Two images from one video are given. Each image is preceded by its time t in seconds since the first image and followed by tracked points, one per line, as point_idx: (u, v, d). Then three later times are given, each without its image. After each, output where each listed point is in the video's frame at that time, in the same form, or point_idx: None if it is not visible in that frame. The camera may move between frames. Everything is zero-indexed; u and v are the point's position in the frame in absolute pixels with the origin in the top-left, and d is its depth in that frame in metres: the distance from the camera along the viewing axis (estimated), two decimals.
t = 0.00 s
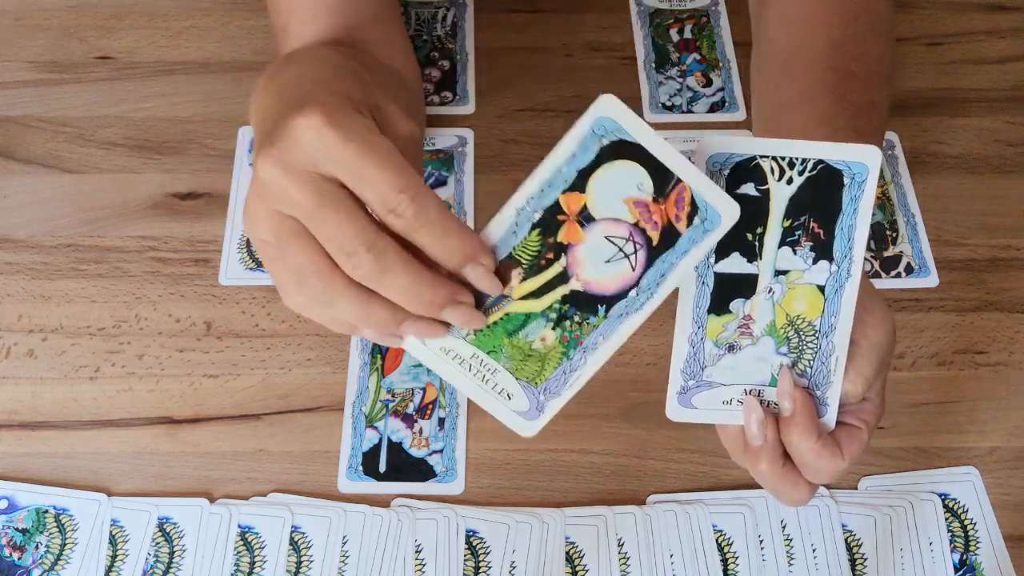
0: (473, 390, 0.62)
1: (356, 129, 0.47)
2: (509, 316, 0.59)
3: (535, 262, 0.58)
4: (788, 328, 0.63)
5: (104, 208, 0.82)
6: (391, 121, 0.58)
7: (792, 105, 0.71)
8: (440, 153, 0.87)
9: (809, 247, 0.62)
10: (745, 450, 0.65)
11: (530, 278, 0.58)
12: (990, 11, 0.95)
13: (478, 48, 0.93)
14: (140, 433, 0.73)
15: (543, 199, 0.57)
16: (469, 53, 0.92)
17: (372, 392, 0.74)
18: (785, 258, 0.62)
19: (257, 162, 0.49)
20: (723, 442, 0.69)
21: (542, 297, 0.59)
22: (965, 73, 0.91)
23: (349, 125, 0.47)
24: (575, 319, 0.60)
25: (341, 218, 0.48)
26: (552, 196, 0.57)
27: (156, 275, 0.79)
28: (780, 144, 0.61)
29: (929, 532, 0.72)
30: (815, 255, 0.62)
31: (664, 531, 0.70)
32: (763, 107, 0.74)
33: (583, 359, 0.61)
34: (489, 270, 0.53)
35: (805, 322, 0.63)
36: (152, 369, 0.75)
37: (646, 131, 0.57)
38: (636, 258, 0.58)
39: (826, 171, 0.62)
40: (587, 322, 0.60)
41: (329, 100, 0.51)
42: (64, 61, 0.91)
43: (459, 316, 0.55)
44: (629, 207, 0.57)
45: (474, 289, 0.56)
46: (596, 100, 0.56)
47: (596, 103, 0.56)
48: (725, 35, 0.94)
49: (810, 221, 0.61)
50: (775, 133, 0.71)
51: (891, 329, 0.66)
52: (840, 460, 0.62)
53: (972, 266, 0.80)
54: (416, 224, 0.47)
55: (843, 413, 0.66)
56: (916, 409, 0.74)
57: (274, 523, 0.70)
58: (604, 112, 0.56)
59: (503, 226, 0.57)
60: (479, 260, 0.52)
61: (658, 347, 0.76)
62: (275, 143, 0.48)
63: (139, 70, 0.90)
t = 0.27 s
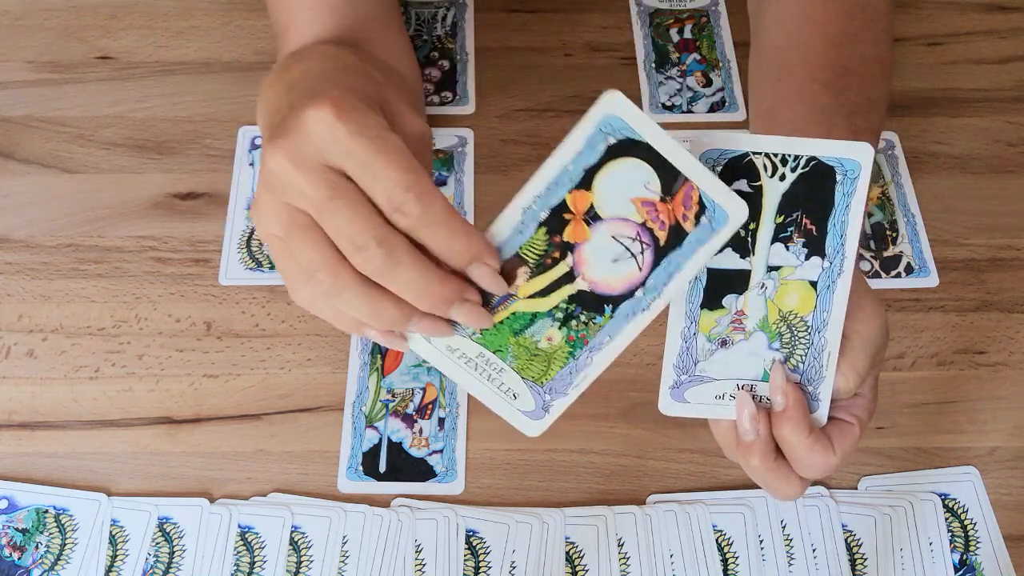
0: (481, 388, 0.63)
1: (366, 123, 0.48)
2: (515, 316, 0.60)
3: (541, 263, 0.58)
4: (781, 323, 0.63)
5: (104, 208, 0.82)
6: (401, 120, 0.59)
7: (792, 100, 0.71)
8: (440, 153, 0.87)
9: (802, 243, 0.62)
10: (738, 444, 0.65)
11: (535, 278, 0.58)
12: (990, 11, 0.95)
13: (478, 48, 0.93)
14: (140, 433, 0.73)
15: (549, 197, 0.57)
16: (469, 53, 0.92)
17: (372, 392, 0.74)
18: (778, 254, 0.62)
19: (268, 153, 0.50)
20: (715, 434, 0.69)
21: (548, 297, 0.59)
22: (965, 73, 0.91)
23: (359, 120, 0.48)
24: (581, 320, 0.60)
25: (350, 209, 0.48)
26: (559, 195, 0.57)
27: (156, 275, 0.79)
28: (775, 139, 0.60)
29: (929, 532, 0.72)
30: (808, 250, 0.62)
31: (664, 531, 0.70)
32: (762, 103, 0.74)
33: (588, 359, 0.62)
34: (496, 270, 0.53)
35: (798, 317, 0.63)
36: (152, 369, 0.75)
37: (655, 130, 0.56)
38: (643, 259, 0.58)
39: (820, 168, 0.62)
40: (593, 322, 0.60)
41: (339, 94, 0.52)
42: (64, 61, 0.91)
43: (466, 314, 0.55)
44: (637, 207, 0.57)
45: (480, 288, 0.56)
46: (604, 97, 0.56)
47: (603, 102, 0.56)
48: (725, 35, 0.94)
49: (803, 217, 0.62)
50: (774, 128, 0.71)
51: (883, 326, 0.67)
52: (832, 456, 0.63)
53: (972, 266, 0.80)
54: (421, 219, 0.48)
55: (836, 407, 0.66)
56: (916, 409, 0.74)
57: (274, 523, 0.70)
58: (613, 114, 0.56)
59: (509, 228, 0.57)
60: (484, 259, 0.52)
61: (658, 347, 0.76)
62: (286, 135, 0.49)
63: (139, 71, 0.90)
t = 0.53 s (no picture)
0: (509, 394, 0.63)
1: (366, 152, 0.47)
2: (523, 322, 0.60)
3: (535, 266, 0.58)
4: (782, 322, 0.63)
5: (104, 208, 0.82)
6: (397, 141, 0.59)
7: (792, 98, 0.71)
8: (440, 153, 0.87)
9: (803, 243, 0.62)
10: (741, 444, 0.65)
11: (533, 282, 0.59)
12: (990, 11, 0.95)
13: (478, 48, 0.93)
14: (140, 433, 0.73)
15: (528, 203, 0.57)
16: (469, 53, 0.92)
17: (372, 392, 0.74)
18: (779, 253, 0.62)
19: (268, 182, 0.48)
20: (718, 435, 0.69)
21: (549, 296, 0.59)
22: (965, 73, 0.91)
23: (359, 150, 0.47)
24: (588, 308, 0.60)
25: (353, 240, 0.48)
26: (536, 199, 0.57)
27: (156, 275, 0.79)
28: (775, 139, 0.60)
29: (929, 532, 0.72)
30: (809, 250, 0.62)
31: (664, 531, 0.70)
32: (762, 102, 0.74)
33: (605, 345, 0.61)
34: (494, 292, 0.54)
35: (799, 317, 0.63)
36: (152, 369, 0.75)
37: (614, 118, 0.55)
38: (633, 237, 0.58)
39: (821, 167, 0.61)
40: (601, 308, 0.60)
41: (343, 121, 0.51)
42: (64, 61, 0.91)
43: (467, 338, 0.57)
44: (614, 191, 0.57)
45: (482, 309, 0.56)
46: (556, 98, 0.56)
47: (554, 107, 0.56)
48: (725, 35, 0.94)
49: (804, 217, 0.61)
50: (774, 127, 0.71)
51: (885, 325, 0.67)
52: (834, 454, 0.63)
53: (972, 266, 0.80)
54: (421, 250, 0.49)
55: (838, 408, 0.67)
56: (916, 409, 0.74)
57: (274, 523, 0.70)
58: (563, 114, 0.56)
59: (497, 241, 0.58)
60: (483, 283, 0.53)
61: (658, 347, 0.76)
62: (286, 164, 0.48)
63: (138, 70, 0.90)
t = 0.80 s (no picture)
0: (505, 390, 0.62)
1: (366, 142, 0.49)
2: (519, 316, 0.60)
3: (530, 258, 0.58)
4: (777, 321, 0.63)
5: (104, 208, 0.82)
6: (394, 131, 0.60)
7: (791, 97, 0.71)
8: (440, 153, 0.87)
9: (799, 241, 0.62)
10: (735, 441, 0.65)
11: (529, 274, 0.59)
12: (990, 11, 0.95)
13: (478, 48, 0.93)
14: (140, 433, 0.73)
15: (524, 195, 0.58)
16: (469, 53, 0.92)
17: (372, 392, 0.74)
18: (773, 252, 0.62)
19: (268, 172, 0.50)
20: (712, 433, 0.69)
21: (545, 288, 0.59)
22: (965, 73, 0.91)
23: (358, 138, 0.48)
24: (584, 301, 0.60)
25: (351, 229, 0.49)
26: (533, 190, 0.57)
27: (156, 275, 0.79)
28: (770, 137, 0.60)
29: (929, 532, 0.72)
30: (804, 248, 0.62)
31: (664, 531, 0.70)
32: (761, 101, 0.74)
33: (600, 337, 0.61)
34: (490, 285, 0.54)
35: (794, 315, 0.63)
36: (152, 369, 0.75)
37: (606, 105, 0.56)
38: (627, 228, 0.58)
39: (815, 165, 0.61)
40: (596, 300, 0.60)
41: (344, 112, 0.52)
42: (64, 61, 0.91)
43: (466, 332, 0.56)
44: (607, 181, 0.57)
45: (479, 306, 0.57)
46: (550, 87, 0.56)
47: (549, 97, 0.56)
48: (725, 34, 0.94)
49: (798, 215, 0.61)
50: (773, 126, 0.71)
51: (880, 323, 0.66)
52: (828, 451, 0.63)
53: (971, 266, 0.80)
54: (419, 242, 0.49)
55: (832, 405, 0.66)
56: (916, 409, 0.74)
57: (274, 523, 0.70)
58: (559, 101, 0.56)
59: (493, 232, 0.58)
60: (480, 276, 0.53)
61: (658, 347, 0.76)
62: (287, 153, 0.49)
63: (138, 71, 0.90)
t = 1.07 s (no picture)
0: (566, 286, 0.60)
1: (353, 70, 0.47)
2: (551, 209, 0.57)
3: (536, 149, 0.55)
4: (776, 326, 0.63)
5: (104, 208, 0.82)
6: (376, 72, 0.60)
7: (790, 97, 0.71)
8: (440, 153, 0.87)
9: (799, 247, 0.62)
10: (734, 446, 0.65)
11: (542, 164, 0.55)
12: (990, 11, 0.95)
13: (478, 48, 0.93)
14: (141, 433, 0.73)
15: (504, 91, 0.54)
16: (469, 53, 0.92)
17: (372, 392, 0.74)
18: (772, 259, 0.62)
19: (265, 119, 0.49)
20: (713, 435, 0.70)
21: (564, 174, 0.56)
22: (965, 73, 0.91)
23: (343, 68, 0.46)
24: (607, 170, 0.56)
25: (356, 161, 0.48)
26: (510, 83, 0.54)
27: (156, 275, 0.79)
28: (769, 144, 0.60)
29: (929, 532, 0.72)
30: (803, 255, 0.62)
31: (664, 531, 0.70)
32: (760, 101, 0.74)
33: (637, 198, 0.57)
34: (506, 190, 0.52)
35: (793, 321, 0.63)
36: (152, 369, 0.75)
37: None
38: (620, 81, 0.53)
39: (815, 173, 0.61)
40: (619, 166, 0.56)
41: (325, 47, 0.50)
42: (64, 61, 0.91)
43: (494, 246, 0.53)
44: (579, 41, 0.52)
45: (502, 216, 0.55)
46: None
47: None
48: (725, 34, 0.94)
49: (798, 222, 0.61)
50: (772, 126, 0.71)
51: (880, 327, 0.66)
52: (827, 456, 0.63)
53: (971, 266, 0.80)
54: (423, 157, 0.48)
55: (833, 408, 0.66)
56: (915, 409, 0.74)
57: (274, 523, 0.70)
58: None
59: (488, 132, 0.54)
60: (494, 183, 0.51)
61: (658, 347, 0.76)
62: (276, 98, 0.48)
63: (138, 71, 0.90)
